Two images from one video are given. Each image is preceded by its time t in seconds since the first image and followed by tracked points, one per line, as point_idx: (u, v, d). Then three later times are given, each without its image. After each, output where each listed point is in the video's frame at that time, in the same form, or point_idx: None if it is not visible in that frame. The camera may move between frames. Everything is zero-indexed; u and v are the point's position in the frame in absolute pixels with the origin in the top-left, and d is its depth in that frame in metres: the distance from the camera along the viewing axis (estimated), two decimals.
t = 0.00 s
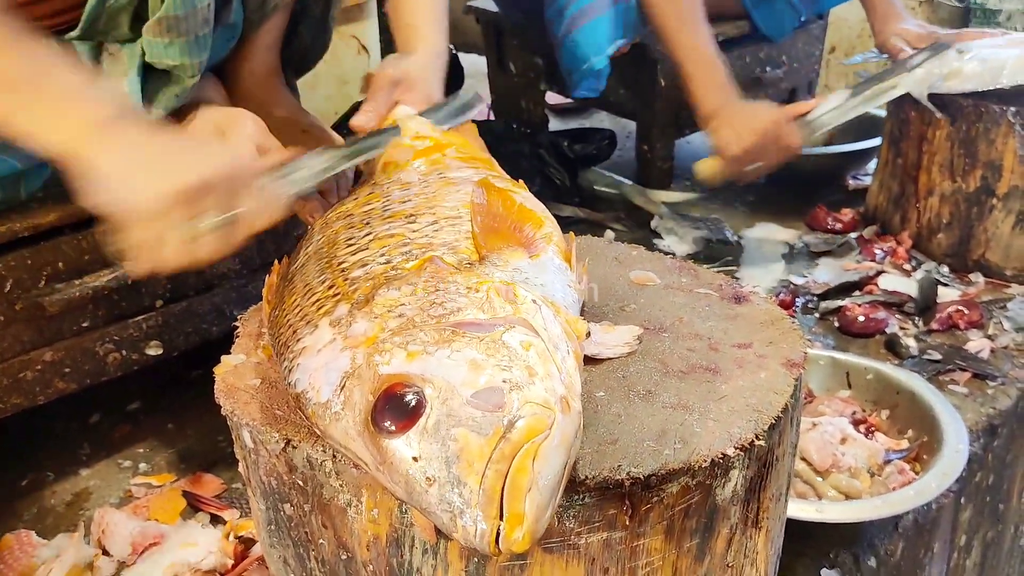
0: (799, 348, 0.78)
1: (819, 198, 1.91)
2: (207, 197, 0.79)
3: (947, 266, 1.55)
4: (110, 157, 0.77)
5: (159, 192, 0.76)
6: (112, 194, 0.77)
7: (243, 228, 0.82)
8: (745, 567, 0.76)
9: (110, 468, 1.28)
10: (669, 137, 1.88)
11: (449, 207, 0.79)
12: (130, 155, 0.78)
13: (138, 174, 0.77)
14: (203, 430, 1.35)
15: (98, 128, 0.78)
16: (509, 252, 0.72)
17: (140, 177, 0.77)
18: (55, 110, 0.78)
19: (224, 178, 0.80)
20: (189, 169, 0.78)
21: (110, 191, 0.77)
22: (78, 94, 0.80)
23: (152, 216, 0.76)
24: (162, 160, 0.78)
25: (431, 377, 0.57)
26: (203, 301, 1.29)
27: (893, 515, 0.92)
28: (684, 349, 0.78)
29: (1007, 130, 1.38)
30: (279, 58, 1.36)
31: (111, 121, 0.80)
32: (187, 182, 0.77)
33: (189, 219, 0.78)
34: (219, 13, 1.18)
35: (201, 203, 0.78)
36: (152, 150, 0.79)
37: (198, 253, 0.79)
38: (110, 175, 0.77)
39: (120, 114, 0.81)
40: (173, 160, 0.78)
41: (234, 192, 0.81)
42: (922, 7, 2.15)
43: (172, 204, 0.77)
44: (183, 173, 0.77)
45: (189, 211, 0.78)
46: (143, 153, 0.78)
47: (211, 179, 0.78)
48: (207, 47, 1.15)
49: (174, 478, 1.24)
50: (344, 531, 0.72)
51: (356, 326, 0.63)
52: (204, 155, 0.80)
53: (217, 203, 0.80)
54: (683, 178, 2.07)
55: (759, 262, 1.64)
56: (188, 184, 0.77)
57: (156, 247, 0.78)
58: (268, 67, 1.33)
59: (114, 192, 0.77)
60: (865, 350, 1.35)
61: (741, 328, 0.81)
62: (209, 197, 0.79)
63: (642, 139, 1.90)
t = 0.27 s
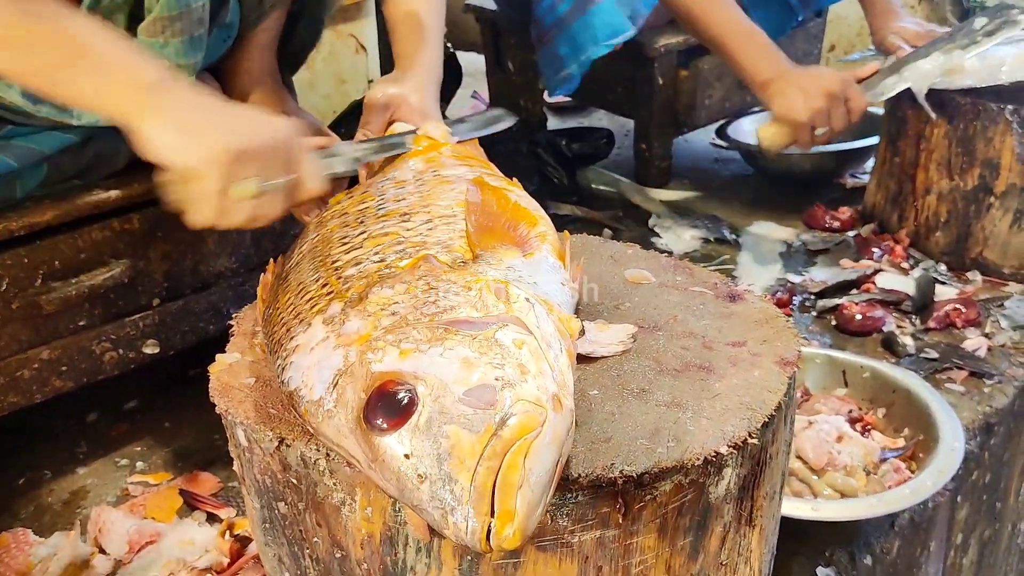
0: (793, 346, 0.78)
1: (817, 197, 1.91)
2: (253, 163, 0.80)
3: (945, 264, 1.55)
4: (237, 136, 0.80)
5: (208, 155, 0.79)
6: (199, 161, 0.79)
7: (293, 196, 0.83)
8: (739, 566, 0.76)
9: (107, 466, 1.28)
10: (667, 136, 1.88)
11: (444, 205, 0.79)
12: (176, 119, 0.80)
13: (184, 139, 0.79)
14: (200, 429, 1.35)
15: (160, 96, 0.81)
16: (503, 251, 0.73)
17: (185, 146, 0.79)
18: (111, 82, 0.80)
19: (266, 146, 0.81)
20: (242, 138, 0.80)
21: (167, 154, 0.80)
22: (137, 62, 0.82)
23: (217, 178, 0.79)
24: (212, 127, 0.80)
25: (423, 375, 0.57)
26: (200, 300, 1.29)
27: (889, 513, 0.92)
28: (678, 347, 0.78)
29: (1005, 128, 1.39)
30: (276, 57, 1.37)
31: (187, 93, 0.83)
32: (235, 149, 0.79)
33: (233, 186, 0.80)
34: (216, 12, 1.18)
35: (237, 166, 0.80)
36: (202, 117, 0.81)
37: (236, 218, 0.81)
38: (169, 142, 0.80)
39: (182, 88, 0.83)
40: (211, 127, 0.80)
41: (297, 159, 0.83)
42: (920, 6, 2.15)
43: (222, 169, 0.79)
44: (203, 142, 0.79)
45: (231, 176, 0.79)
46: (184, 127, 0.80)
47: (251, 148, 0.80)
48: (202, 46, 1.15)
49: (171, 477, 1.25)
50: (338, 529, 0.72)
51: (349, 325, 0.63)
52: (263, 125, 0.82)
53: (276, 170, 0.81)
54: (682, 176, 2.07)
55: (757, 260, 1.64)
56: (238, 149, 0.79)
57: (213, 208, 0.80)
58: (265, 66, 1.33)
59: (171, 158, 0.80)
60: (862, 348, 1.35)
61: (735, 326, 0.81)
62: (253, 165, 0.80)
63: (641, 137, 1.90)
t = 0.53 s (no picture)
0: (791, 347, 0.78)
1: (817, 197, 1.91)
2: (150, 162, 0.78)
3: (944, 264, 1.55)
4: (120, 133, 0.76)
5: (97, 152, 0.75)
6: (92, 157, 0.76)
7: (195, 205, 0.83)
8: (736, 565, 0.77)
9: (110, 466, 1.29)
10: (667, 136, 1.89)
11: (443, 206, 0.80)
12: (69, 109, 0.76)
13: (78, 135, 0.76)
14: (202, 429, 1.36)
15: (55, 83, 0.76)
16: (502, 252, 0.73)
17: (79, 142, 0.76)
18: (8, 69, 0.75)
19: (170, 145, 0.79)
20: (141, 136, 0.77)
21: (54, 147, 0.76)
22: (39, 49, 0.77)
23: (112, 173, 0.76)
24: (115, 123, 0.77)
25: (421, 376, 0.58)
26: (202, 300, 1.30)
27: (887, 512, 0.92)
28: (677, 348, 0.78)
29: (1003, 128, 1.39)
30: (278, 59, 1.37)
31: (78, 81, 0.78)
32: (137, 145, 0.77)
33: (133, 185, 0.78)
34: (222, 11, 1.19)
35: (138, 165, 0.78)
36: (96, 110, 0.77)
37: (133, 219, 0.79)
38: (58, 136, 0.76)
39: (86, 76, 0.79)
40: (116, 125, 0.77)
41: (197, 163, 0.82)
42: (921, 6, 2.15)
43: (118, 164, 0.76)
44: (102, 138, 0.76)
45: (130, 174, 0.78)
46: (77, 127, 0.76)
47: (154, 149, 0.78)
48: (208, 49, 1.15)
49: (174, 476, 1.25)
50: (339, 528, 0.72)
51: (348, 326, 0.64)
52: (166, 122, 0.80)
53: (171, 173, 0.80)
54: (682, 176, 2.07)
55: (757, 260, 1.64)
56: (138, 144, 0.77)
57: (110, 210, 0.78)
58: (267, 67, 1.34)
59: (60, 153, 0.76)
60: (861, 348, 1.35)
61: (733, 327, 0.81)
62: (156, 166, 0.78)
63: (641, 138, 1.91)
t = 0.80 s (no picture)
0: (788, 344, 0.79)
1: (816, 196, 1.92)
2: (301, 142, 0.83)
3: (943, 262, 1.55)
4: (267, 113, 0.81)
5: (257, 132, 0.80)
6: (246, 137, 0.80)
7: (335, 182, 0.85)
8: (735, 561, 0.77)
9: (111, 464, 1.29)
10: (666, 135, 1.89)
11: (443, 204, 0.80)
12: (223, 96, 0.81)
13: (227, 117, 0.81)
14: (203, 427, 1.36)
15: (203, 74, 0.82)
16: (500, 250, 0.73)
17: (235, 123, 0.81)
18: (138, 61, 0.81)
19: (314, 129, 0.84)
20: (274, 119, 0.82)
21: (213, 133, 0.81)
22: (180, 47, 0.83)
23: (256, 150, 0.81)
24: (251, 105, 0.81)
25: (419, 372, 0.58)
26: (202, 300, 1.30)
27: (885, 509, 0.92)
28: (675, 346, 0.78)
29: (1002, 127, 1.39)
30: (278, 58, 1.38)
31: (224, 74, 0.84)
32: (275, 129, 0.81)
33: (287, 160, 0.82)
34: (219, 13, 1.20)
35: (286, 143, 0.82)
36: (241, 96, 0.82)
37: (284, 197, 0.83)
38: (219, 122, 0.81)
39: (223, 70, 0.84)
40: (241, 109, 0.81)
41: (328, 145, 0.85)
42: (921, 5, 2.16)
43: (270, 146, 0.81)
44: (247, 121, 0.81)
45: (282, 154, 0.81)
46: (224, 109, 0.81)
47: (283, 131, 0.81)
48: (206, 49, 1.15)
49: (175, 474, 1.26)
50: (339, 525, 0.73)
51: (347, 322, 0.64)
52: (289, 106, 0.84)
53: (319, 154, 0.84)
54: (682, 176, 2.08)
55: (756, 259, 1.65)
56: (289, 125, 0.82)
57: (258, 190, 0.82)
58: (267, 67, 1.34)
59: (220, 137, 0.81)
60: (860, 346, 1.36)
61: (731, 324, 0.82)
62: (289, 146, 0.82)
63: (640, 137, 1.91)
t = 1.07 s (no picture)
0: (786, 341, 0.79)
1: (815, 194, 1.92)
2: (268, 114, 0.80)
3: (941, 260, 1.55)
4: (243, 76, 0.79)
5: (226, 96, 0.77)
6: (205, 97, 0.77)
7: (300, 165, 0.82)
8: (733, 559, 0.77)
9: (110, 464, 1.29)
10: (665, 134, 1.89)
11: (441, 203, 0.80)
12: (184, 53, 0.79)
13: (204, 79, 0.78)
14: (203, 427, 1.36)
15: (178, 37, 0.80)
16: (499, 249, 0.74)
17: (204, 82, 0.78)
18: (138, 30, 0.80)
19: (284, 99, 0.81)
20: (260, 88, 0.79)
21: (174, 90, 0.78)
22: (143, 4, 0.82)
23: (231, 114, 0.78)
24: (222, 73, 0.79)
25: (417, 371, 0.58)
26: (201, 299, 1.30)
27: (884, 507, 0.92)
28: (672, 344, 0.79)
29: (1000, 125, 1.39)
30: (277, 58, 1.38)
31: (208, 43, 0.81)
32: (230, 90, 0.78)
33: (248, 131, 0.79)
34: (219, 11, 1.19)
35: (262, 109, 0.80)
36: (208, 58, 0.79)
37: (245, 168, 0.80)
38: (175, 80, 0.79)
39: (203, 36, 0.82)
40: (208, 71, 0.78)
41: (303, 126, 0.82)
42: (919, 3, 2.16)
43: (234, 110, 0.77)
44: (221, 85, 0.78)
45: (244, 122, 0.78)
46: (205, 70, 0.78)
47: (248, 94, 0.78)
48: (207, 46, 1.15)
49: (174, 474, 1.26)
50: (338, 524, 0.73)
51: (346, 320, 0.64)
52: (271, 79, 0.81)
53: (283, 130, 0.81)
54: (680, 174, 2.08)
55: (754, 257, 1.65)
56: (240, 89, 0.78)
57: (222, 159, 0.79)
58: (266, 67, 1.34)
59: (183, 96, 0.78)
60: (858, 344, 1.36)
61: (729, 322, 0.82)
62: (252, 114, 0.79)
63: (639, 136, 1.91)
